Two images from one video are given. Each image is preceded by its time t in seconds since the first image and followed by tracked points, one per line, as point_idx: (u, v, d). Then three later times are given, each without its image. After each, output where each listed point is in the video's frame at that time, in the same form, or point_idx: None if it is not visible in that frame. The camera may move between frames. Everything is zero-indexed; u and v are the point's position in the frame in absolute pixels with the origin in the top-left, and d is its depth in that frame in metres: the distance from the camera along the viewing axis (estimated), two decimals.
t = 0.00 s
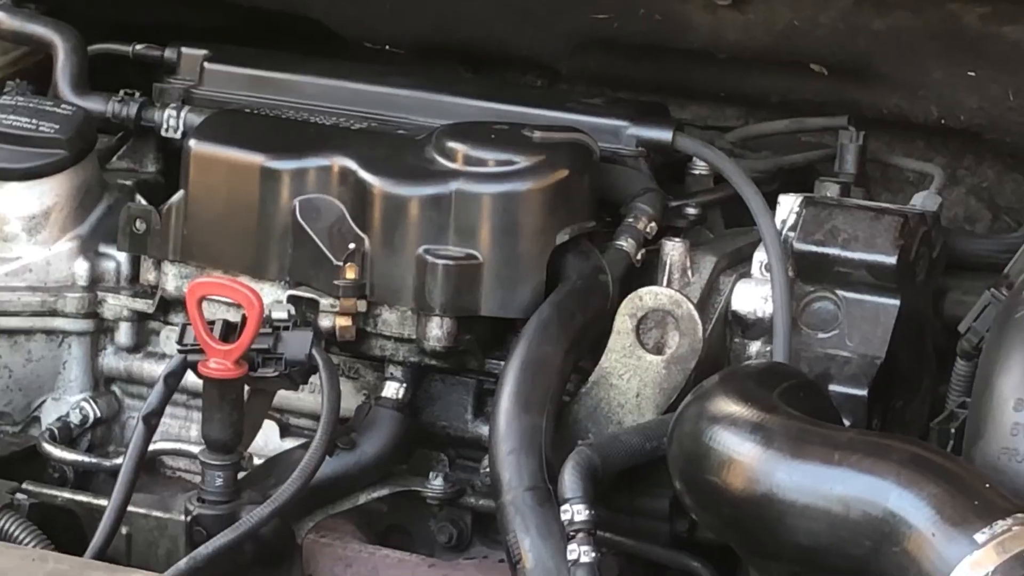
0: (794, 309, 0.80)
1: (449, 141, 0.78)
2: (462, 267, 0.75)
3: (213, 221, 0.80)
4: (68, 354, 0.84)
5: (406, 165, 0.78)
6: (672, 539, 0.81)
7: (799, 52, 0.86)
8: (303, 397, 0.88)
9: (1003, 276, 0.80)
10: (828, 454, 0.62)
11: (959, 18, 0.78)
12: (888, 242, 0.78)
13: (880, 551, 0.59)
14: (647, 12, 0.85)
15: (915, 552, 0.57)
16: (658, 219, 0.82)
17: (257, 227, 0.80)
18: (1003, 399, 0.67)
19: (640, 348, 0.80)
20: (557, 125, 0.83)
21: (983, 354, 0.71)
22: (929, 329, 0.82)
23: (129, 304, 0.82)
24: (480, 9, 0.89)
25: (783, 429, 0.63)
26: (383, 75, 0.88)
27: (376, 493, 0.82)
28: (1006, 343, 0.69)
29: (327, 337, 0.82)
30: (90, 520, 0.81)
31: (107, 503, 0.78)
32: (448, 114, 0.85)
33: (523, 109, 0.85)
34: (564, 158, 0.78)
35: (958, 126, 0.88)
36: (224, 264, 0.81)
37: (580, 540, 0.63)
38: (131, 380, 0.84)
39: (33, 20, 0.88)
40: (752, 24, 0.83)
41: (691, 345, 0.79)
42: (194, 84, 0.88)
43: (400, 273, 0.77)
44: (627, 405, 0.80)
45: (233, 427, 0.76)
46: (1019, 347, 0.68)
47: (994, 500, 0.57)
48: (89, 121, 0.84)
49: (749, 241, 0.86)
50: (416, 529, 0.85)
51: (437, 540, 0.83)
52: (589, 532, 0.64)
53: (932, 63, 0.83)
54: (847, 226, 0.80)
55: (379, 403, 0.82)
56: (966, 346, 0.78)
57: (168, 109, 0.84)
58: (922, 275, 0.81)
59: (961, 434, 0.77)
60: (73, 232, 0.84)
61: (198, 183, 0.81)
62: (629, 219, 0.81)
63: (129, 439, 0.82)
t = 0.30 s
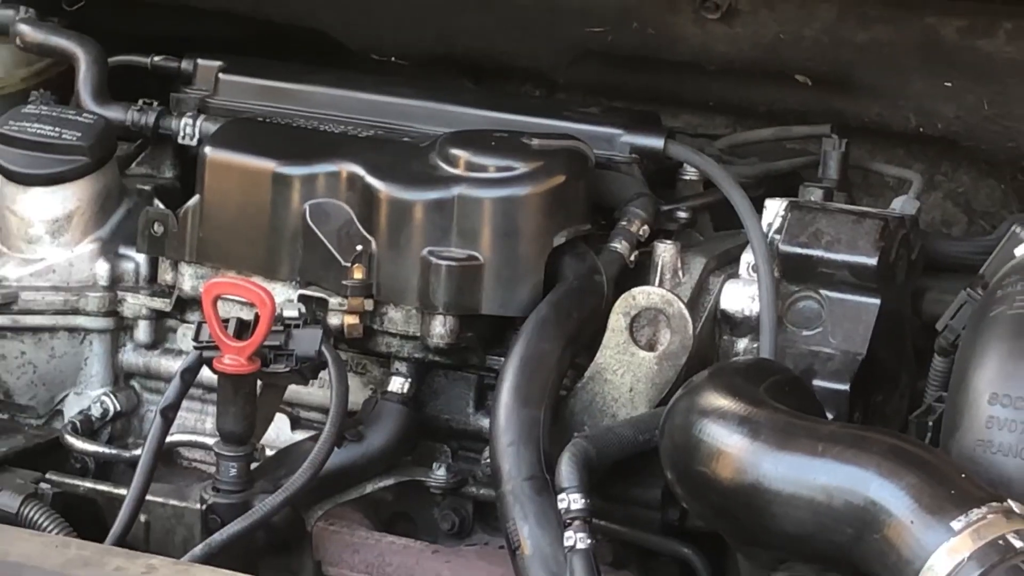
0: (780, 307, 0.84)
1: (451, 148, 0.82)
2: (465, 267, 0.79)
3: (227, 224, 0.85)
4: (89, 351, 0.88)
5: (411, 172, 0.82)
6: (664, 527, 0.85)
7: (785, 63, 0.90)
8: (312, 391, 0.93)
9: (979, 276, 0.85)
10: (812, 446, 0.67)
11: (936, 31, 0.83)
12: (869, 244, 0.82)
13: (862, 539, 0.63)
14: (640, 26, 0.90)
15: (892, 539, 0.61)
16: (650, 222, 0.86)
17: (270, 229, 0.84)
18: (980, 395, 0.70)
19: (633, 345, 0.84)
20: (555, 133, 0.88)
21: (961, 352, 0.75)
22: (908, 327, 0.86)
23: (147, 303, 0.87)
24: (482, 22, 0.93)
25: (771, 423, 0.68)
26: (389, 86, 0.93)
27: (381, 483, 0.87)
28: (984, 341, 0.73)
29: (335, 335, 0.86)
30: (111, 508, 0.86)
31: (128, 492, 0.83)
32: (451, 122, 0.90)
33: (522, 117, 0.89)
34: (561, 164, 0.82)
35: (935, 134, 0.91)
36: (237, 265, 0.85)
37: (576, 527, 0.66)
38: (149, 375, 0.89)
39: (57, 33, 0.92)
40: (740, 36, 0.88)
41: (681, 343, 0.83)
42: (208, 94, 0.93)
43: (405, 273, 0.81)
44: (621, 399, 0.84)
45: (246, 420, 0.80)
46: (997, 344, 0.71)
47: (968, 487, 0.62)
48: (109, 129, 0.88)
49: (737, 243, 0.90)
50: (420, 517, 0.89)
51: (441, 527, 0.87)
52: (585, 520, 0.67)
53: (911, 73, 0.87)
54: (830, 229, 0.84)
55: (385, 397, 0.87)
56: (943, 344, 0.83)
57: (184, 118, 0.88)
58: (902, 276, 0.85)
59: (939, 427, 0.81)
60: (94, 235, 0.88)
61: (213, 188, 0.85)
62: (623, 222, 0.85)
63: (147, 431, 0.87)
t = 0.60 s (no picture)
0: (762, 308, 0.89)
1: (453, 158, 0.87)
2: (466, 271, 0.84)
3: (242, 230, 0.90)
4: (111, 350, 0.93)
5: (416, 181, 0.87)
6: (654, 516, 0.90)
7: (768, 78, 0.95)
8: (322, 388, 0.98)
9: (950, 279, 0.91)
10: (794, 440, 0.72)
11: (911, 48, 0.87)
12: (846, 249, 0.87)
13: (840, 527, 0.69)
14: (630, 43, 0.95)
15: (869, 528, 0.66)
16: (640, 229, 0.91)
17: (282, 235, 0.89)
18: (950, 390, 0.76)
19: (625, 345, 0.89)
20: (551, 144, 0.93)
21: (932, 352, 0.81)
22: (883, 328, 0.91)
23: (165, 305, 0.92)
24: (483, 40, 0.98)
25: (755, 417, 0.73)
26: (395, 100, 0.98)
27: (387, 474, 0.92)
28: (953, 342, 0.78)
29: (344, 334, 0.91)
30: (131, 498, 0.91)
31: (148, 483, 0.88)
32: (452, 134, 0.95)
33: (519, 129, 0.94)
34: (556, 173, 0.87)
35: (910, 145, 0.99)
36: (251, 269, 0.90)
37: (571, 517, 0.71)
38: (167, 372, 0.94)
39: (81, 50, 0.98)
40: (726, 53, 0.93)
41: (670, 342, 0.88)
42: (224, 107, 0.98)
43: (409, 277, 0.86)
44: (613, 395, 0.89)
45: (260, 415, 0.85)
46: (965, 344, 0.77)
47: (942, 478, 0.67)
48: (130, 140, 0.93)
49: (723, 249, 0.96)
50: (422, 506, 0.95)
51: (443, 516, 0.92)
52: (579, 509, 0.71)
53: (888, 88, 0.92)
54: (810, 235, 0.89)
55: (390, 394, 0.92)
56: (917, 343, 0.88)
57: (201, 130, 0.93)
58: (878, 279, 0.90)
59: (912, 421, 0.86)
60: (116, 240, 0.93)
61: (228, 197, 0.90)
62: (615, 228, 0.90)
63: (166, 426, 0.92)
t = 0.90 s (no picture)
0: (748, 311, 0.94)
1: (455, 168, 0.92)
2: (467, 275, 0.89)
3: (254, 235, 0.95)
4: (130, 350, 0.98)
5: (419, 190, 0.92)
6: (646, 508, 0.95)
7: (754, 92, 1.00)
8: (330, 386, 1.03)
9: (926, 283, 0.96)
10: (777, 436, 0.77)
11: (889, 64, 0.92)
12: (827, 254, 0.92)
13: (823, 518, 0.73)
14: (623, 59, 1.00)
15: (849, 518, 0.71)
16: (632, 234, 0.96)
17: (293, 241, 0.94)
18: (926, 389, 0.82)
19: (618, 345, 0.94)
20: (548, 155, 0.98)
21: (909, 353, 0.87)
22: (862, 329, 0.97)
23: (182, 307, 0.97)
24: (483, 56, 1.04)
25: (741, 414, 0.78)
26: (399, 113, 1.03)
27: (391, 468, 0.97)
28: (929, 343, 0.85)
29: (351, 336, 0.96)
30: (149, 491, 0.96)
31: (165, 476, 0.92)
32: (454, 145, 1.00)
33: (518, 141, 0.99)
34: (553, 183, 0.91)
35: (888, 156, 1.04)
36: (263, 273, 0.95)
37: (567, 508, 0.75)
38: (184, 372, 0.99)
39: (102, 66, 1.02)
40: (714, 69, 0.99)
41: (660, 342, 0.93)
42: (238, 119, 1.03)
43: (413, 280, 0.91)
44: (606, 392, 0.94)
45: (271, 412, 0.90)
46: (940, 346, 0.83)
47: (919, 472, 0.72)
48: (149, 151, 0.98)
49: (710, 254, 1.01)
50: (425, 498, 0.99)
51: (445, 508, 0.96)
52: (574, 501, 0.76)
53: (867, 102, 0.98)
54: (793, 240, 0.94)
55: (396, 392, 0.97)
56: (894, 343, 0.93)
57: (216, 141, 0.99)
58: (858, 282, 0.95)
59: (889, 417, 0.91)
60: (135, 246, 0.98)
61: (242, 205, 0.95)
62: (608, 234, 0.96)
63: (182, 422, 0.97)
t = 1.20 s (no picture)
0: (736, 312, 0.99)
1: (457, 177, 0.97)
2: (468, 280, 0.94)
3: (267, 241, 1.00)
4: (149, 350, 1.03)
5: (422, 198, 0.97)
6: (638, 499, 1.00)
7: (741, 105, 1.06)
8: (339, 383, 1.08)
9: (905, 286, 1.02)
10: (763, 431, 0.82)
11: (868, 78, 0.98)
12: (811, 260, 0.96)
13: (807, 509, 0.78)
14: (617, 74, 1.06)
15: (832, 510, 0.76)
16: (626, 240, 1.01)
17: (303, 247, 0.99)
18: (905, 387, 0.89)
19: (612, 345, 0.99)
20: (545, 165, 1.03)
21: (889, 352, 0.93)
22: (844, 331, 1.02)
23: (198, 309, 1.02)
24: (484, 71, 1.09)
25: (729, 411, 0.83)
26: (404, 125, 1.09)
27: (397, 462, 1.02)
28: (909, 344, 0.91)
29: (359, 337, 1.01)
30: (167, 484, 1.01)
31: (182, 470, 0.97)
32: (457, 156, 1.05)
33: (517, 151, 1.04)
34: (550, 191, 0.96)
35: (868, 165, 1.09)
36: (276, 277, 1.00)
37: (564, 500, 0.80)
38: (200, 370, 1.04)
39: (123, 80, 1.08)
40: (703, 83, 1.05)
41: (653, 343, 0.98)
42: (251, 131, 1.09)
43: (418, 283, 0.96)
44: (602, 390, 0.99)
45: (283, 408, 0.95)
46: (918, 347, 0.90)
47: (899, 467, 0.77)
48: (166, 162, 1.03)
49: (701, 258, 1.06)
50: (430, 491, 1.05)
51: (448, 500, 1.01)
52: (571, 493, 0.81)
53: (849, 114, 1.03)
54: (779, 246, 0.99)
55: (401, 389, 1.02)
56: (874, 343, 0.99)
57: (229, 152, 1.04)
58: (841, 286, 1.00)
59: (871, 414, 0.96)
60: (153, 251, 1.03)
61: (255, 213, 1.00)
62: (603, 240, 1.00)
63: (199, 419, 1.02)
